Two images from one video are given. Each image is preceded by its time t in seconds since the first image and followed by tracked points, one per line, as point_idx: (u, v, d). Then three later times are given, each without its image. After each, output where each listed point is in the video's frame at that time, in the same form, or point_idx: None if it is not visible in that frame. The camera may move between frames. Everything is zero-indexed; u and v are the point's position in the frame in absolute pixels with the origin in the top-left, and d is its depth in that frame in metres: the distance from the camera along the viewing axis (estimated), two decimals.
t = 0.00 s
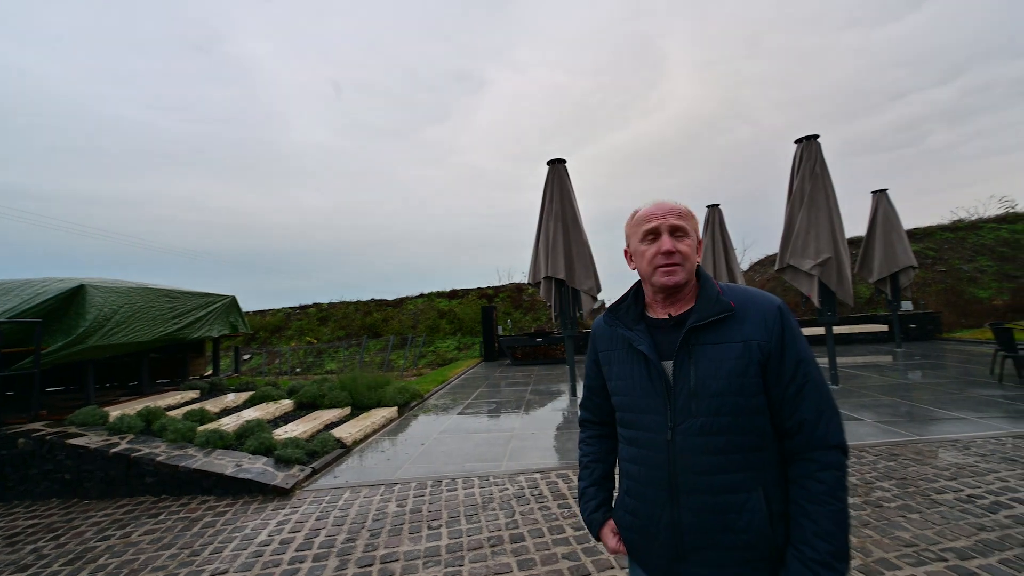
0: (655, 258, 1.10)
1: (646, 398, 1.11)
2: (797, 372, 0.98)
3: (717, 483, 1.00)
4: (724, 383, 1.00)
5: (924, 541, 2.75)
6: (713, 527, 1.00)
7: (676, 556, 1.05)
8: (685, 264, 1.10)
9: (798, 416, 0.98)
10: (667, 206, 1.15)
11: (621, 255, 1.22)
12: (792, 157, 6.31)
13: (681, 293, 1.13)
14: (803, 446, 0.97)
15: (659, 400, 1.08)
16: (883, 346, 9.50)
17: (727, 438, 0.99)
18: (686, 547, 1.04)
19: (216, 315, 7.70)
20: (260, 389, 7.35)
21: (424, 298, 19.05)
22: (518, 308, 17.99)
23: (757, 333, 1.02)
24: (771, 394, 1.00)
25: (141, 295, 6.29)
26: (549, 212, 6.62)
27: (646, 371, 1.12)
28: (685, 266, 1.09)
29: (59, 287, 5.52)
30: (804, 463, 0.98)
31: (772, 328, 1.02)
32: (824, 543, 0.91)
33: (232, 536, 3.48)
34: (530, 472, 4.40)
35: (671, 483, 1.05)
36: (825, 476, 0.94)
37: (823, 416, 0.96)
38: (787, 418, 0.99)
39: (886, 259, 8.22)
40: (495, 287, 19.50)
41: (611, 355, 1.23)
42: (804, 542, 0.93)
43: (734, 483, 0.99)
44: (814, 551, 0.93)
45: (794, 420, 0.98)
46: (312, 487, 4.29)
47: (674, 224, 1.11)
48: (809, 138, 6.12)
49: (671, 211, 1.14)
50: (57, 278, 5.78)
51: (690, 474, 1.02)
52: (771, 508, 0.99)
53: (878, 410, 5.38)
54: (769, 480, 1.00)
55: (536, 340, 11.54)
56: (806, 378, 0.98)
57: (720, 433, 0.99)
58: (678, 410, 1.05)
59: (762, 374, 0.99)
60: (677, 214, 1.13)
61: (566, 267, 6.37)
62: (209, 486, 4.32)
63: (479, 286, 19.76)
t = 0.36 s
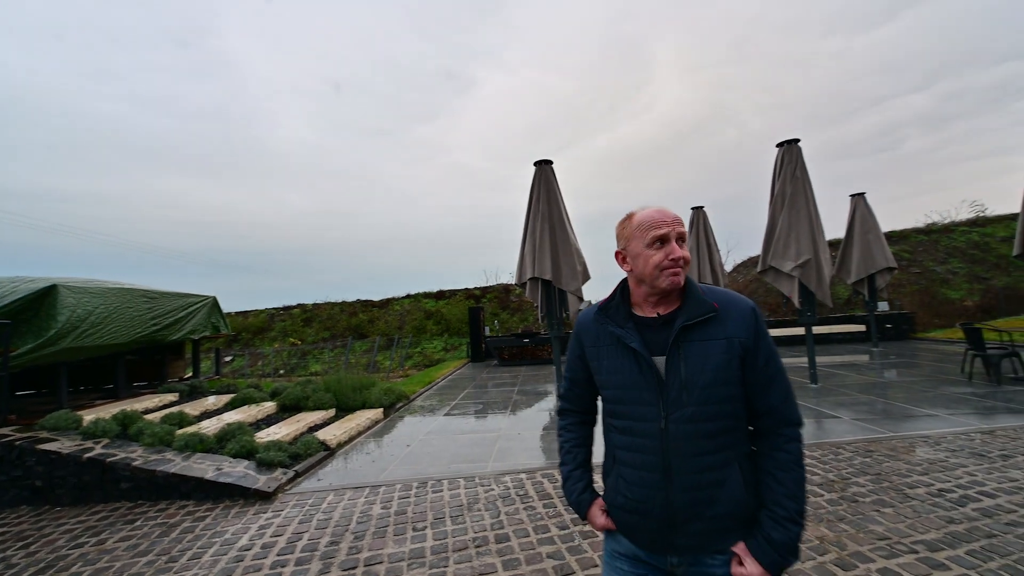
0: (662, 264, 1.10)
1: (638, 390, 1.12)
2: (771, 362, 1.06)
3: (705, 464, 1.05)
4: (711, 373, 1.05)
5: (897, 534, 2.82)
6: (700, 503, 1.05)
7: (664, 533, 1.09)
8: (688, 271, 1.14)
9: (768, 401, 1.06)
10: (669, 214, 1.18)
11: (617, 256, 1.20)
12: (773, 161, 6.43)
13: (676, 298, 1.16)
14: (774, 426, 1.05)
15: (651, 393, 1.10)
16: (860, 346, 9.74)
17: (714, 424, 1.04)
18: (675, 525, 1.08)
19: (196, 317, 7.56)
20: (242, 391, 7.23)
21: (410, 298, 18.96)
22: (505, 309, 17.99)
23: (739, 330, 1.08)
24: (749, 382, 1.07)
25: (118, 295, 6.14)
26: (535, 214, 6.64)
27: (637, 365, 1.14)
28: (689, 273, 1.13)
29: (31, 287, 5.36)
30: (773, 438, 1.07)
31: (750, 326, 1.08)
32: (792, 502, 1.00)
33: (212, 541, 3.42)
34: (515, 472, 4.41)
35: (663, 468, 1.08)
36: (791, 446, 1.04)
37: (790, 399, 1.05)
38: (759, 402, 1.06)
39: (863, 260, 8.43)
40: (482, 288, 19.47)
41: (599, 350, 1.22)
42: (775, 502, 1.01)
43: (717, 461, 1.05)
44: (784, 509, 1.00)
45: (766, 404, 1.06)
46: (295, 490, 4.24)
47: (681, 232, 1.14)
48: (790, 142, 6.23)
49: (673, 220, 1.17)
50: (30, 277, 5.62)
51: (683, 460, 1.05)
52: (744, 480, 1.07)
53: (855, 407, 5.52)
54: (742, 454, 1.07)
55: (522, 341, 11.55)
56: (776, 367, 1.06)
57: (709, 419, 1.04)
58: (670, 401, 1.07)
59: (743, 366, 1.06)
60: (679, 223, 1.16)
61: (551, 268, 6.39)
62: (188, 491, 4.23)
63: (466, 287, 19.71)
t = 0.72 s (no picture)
0: (643, 260, 1.13)
1: (618, 382, 1.13)
2: (723, 354, 1.22)
3: (680, 451, 1.12)
4: (683, 364, 1.15)
5: (879, 530, 2.88)
6: (675, 490, 1.12)
7: (642, 526, 1.11)
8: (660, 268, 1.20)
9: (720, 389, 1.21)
10: (643, 212, 1.22)
11: (595, 248, 1.20)
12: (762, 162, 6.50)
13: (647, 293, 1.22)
14: (726, 412, 1.20)
15: (632, 383, 1.13)
16: (845, 345, 9.89)
17: (686, 411, 1.13)
18: (654, 516, 1.11)
19: (182, 317, 7.46)
20: (230, 392, 7.15)
21: (401, 299, 18.85)
22: (496, 309, 17.97)
23: (700, 325, 1.20)
24: (707, 372, 1.20)
25: (102, 295, 6.03)
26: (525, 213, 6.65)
27: (616, 359, 1.15)
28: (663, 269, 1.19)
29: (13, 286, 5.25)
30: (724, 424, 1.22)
31: (707, 322, 1.22)
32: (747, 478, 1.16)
33: (199, 542, 3.38)
34: (505, 472, 4.42)
35: (644, 458, 1.10)
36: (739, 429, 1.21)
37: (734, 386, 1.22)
38: (714, 391, 1.20)
39: (849, 262, 8.56)
40: (473, 288, 19.44)
41: (572, 345, 1.20)
42: (736, 481, 1.15)
43: (690, 447, 1.13)
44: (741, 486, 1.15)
45: (719, 392, 1.20)
46: (284, 491, 4.20)
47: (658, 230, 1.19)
48: (778, 144, 6.29)
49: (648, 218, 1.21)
50: (11, 276, 5.51)
51: (663, 449, 1.10)
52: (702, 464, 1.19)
53: (841, 406, 5.60)
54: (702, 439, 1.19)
55: (513, 341, 11.54)
56: (724, 359, 1.22)
57: (682, 406, 1.13)
58: (651, 390, 1.12)
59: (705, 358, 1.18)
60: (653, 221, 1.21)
61: (541, 267, 6.40)
62: (174, 492, 4.18)
63: (457, 287, 19.65)
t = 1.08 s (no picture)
0: (580, 260, 1.14)
1: (559, 379, 1.13)
2: (655, 350, 1.26)
3: (618, 446, 1.13)
4: (620, 360, 1.17)
5: (878, 525, 2.88)
6: (612, 484, 1.13)
7: (582, 522, 1.11)
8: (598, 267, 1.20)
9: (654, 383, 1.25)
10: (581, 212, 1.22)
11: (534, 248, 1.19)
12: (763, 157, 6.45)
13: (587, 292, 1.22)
14: (657, 406, 1.24)
15: (573, 380, 1.13)
16: (846, 341, 9.87)
17: (623, 405, 1.15)
18: (593, 511, 1.12)
19: (183, 312, 7.47)
20: (231, 386, 7.16)
21: (400, 294, 18.82)
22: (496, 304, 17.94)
23: (635, 323, 1.23)
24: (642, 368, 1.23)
25: (103, 290, 6.03)
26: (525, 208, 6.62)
27: (557, 357, 1.15)
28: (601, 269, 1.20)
29: (15, 282, 5.25)
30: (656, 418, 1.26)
31: (642, 319, 1.26)
32: (676, 469, 1.20)
33: (202, 534, 3.39)
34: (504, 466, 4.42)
35: (585, 455, 1.10)
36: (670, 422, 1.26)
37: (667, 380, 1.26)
38: (648, 386, 1.24)
39: (851, 257, 8.53)
40: (473, 284, 19.41)
41: (514, 344, 1.18)
42: (667, 472, 1.18)
43: (627, 441, 1.15)
44: (672, 477, 1.19)
45: (653, 386, 1.24)
46: (285, 484, 4.21)
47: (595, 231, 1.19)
48: (779, 138, 6.24)
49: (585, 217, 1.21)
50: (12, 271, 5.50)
51: (602, 444, 1.11)
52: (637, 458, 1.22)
53: (841, 402, 5.59)
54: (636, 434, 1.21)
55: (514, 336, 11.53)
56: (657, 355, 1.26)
57: (620, 401, 1.15)
58: (591, 386, 1.13)
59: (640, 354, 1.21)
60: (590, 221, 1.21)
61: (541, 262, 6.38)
62: (177, 484, 4.19)
63: (457, 283, 19.62)
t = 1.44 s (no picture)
0: (529, 259, 1.14)
1: (513, 377, 1.13)
2: (610, 346, 1.26)
3: (571, 440, 1.13)
4: (575, 355, 1.16)
5: (885, 524, 2.85)
6: (567, 479, 1.12)
7: (538, 516, 1.10)
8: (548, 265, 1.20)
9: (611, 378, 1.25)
10: (532, 211, 1.21)
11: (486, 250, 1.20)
12: (769, 152, 6.38)
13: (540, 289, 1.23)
14: (612, 400, 1.23)
15: (528, 376, 1.13)
16: (853, 338, 9.80)
17: (577, 401, 1.15)
18: (548, 505, 1.11)
19: (190, 309, 7.51)
20: (237, 382, 7.21)
21: (404, 290, 18.83)
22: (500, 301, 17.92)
23: (591, 320, 1.23)
24: (597, 364, 1.23)
25: (111, 286, 6.06)
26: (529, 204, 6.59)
27: (511, 356, 1.15)
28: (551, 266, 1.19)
29: (25, 279, 5.28)
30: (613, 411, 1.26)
31: (598, 315, 1.26)
32: (632, 459, 1.18)
33: (210, 528, 3.41)
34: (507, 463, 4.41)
35: (538, 450, 1.10)
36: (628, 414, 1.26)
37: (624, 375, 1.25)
38: (605, 381, 1.24)
39: (858, 254, 8.45)
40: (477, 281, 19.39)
41: (468, 344, 1.19)
42: (621, 463, 1.17)
43: (581, 436, 1.15)
44: (627, 468, 1.18)
45: (608, 381, 1.23)
46: (290, 479, 4.23)
47: (543, 230, 1.18)
48: (786, 133, 6.17)
49: (535, 216, 1.20)
50: (22, 268, 5.53)
51: (555, 439, 1.11)
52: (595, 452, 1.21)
53: (847, 400, 5.55)
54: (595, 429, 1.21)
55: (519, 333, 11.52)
56: (613, 352, 1.26)
57: (574, 397, 1.15)
58: (544, 382, 1.13)
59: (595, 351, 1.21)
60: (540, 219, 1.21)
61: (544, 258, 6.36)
62: (185, 479, 4.22)
63: (461, 280, 19.60)
